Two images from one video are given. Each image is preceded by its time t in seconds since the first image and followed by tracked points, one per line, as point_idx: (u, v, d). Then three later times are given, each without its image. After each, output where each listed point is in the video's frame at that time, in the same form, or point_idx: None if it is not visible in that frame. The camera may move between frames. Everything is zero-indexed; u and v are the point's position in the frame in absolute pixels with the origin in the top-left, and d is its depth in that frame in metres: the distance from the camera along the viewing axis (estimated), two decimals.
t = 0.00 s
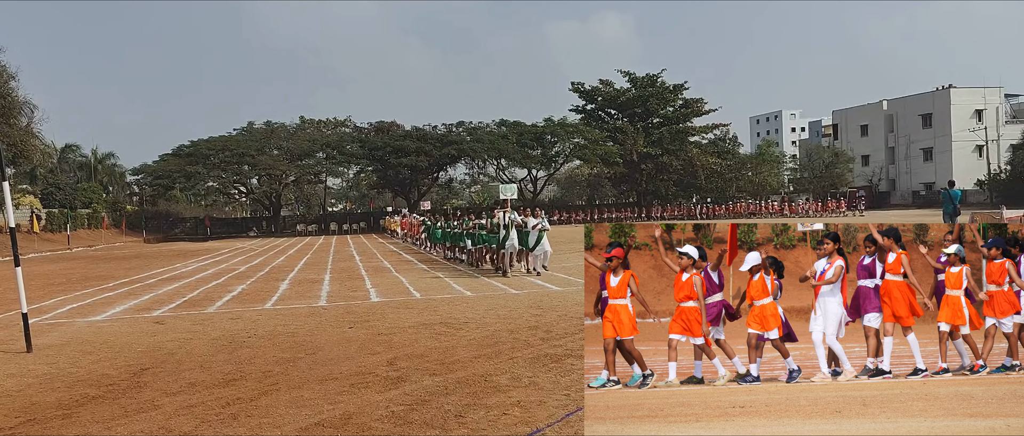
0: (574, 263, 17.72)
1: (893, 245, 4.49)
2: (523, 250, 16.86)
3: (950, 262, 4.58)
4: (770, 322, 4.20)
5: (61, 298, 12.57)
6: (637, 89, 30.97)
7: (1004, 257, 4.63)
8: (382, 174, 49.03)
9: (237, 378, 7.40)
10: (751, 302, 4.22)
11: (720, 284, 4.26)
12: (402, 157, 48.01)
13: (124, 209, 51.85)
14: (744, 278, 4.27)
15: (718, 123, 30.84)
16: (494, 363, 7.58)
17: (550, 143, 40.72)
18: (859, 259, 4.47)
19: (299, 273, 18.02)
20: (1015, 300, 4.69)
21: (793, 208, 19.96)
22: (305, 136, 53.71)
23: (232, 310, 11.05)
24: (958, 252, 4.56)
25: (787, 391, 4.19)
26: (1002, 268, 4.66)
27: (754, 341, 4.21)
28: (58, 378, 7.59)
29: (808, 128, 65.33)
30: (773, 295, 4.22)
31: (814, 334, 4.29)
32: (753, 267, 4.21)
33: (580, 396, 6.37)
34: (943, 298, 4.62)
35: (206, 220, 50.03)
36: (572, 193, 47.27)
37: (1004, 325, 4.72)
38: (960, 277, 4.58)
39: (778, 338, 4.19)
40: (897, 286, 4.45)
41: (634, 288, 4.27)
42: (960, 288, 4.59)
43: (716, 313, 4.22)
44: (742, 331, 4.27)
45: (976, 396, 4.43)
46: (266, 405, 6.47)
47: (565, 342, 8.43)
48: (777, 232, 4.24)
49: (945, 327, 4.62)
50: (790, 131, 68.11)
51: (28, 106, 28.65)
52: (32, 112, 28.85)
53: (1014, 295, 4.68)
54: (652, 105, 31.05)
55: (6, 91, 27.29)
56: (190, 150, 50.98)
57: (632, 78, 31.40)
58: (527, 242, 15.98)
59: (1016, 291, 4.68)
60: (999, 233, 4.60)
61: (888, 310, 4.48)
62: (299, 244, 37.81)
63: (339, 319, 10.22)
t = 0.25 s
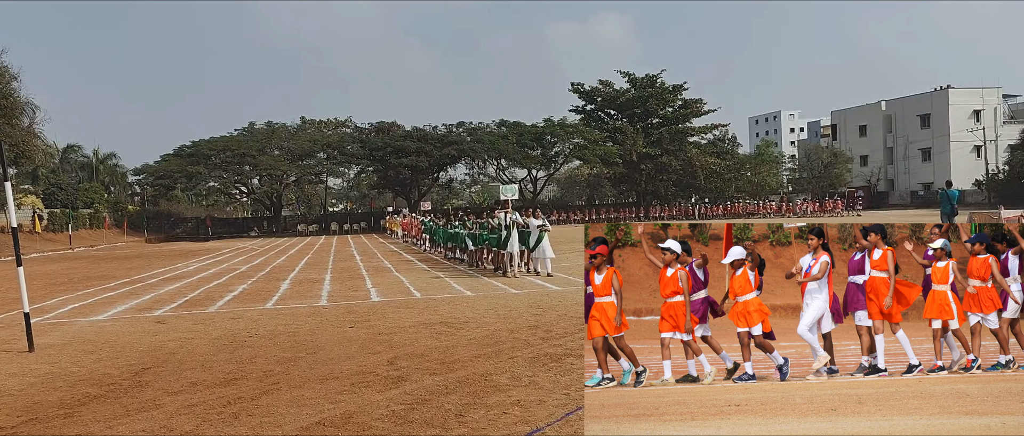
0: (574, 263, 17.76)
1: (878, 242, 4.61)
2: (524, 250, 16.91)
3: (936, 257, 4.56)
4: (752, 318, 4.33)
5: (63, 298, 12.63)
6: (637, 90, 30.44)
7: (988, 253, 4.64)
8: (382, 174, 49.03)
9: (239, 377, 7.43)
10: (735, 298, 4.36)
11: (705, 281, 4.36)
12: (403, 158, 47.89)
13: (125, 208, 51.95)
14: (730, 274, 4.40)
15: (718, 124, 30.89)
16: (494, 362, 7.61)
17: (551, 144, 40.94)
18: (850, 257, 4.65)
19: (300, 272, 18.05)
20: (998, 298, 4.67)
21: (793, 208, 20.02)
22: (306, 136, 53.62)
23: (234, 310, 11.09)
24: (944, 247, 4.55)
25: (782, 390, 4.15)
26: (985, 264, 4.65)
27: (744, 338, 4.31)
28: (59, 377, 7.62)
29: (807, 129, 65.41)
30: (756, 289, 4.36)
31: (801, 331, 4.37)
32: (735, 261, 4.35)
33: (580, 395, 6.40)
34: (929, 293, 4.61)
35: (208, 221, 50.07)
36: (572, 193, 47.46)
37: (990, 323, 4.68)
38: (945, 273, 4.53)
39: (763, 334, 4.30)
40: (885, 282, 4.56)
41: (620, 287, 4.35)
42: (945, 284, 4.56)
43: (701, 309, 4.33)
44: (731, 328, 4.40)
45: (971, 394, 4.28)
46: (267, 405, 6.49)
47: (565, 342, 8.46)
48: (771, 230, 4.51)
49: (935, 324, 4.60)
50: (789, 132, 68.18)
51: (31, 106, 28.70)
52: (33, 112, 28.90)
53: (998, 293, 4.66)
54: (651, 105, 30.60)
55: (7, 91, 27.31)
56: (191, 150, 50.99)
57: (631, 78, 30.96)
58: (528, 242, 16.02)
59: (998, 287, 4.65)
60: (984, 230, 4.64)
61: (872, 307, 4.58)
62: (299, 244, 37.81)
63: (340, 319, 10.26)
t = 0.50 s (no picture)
0: (574, 263, 17.80)
1: (863, 247, 4.59)
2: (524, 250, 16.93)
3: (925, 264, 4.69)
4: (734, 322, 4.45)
5: (64, 297, 12.67)
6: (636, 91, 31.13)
7: (974, 260, 4.77)
8: (383, 174, 49.14)
9: (240, 376, 7.46)
10: (722, 306, 4.49)
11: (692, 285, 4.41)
12: (403, 158, 48.23)
13: (127, 208, 52.14)
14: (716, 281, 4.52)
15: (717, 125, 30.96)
16: (495, 362, 7.65)
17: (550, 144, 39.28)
18: (840, 263, 4.63)
19: (300, 272, 18.08)
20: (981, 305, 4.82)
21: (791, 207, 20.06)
22: (306, 136, 53.72)
23: (234, 309, 11.12)
24: (932, 253, 4.66)
25: (778, 398, 4.22)
26: (969, 272, 4.78)
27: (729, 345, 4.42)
28: (61, 376, 7.66)
29: (806, 129, 65.44)
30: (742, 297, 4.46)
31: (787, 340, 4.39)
32: (722, 266, 4.44)
33: (580, 394, 6.43)
34: (918, 299, 4.75)
35: (209, 221, 50.15)
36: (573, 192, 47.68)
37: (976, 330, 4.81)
38: (933, 278, 4.67)
39: (738, 340, 4.43)
40: (869, 287, 4.60)
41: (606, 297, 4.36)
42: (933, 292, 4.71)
43: (689, 313, 4.42)
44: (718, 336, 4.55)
45: (966, 402, 4.32)
46: (268, 404, 6.52)
47: (565, 341, 8.49)
48: (766, 235, 4.53)
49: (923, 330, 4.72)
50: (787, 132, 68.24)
51: (34, 106, 28.82)
52: (36, 112, 29.02)
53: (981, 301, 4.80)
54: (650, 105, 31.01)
55: (8, 91, 27.36)
56: (193, 150, 51.06)
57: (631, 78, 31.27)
58: (529, 243, 16.05)
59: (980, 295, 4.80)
60: (974, 236, 4.67)
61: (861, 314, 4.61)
62: (299, 244, 37.82)
63: (341, 318, 10.29)
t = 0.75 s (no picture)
0: (574, 263, 17.84)
1: (843, 257, 4.59)
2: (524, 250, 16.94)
3: (907, 276, 4.65)
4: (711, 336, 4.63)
5: (66, 297, 12.70)
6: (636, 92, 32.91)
7: (955, 272, 4.65)
8: (384, 174, 48.97)
9: (241, 376, 7.49)
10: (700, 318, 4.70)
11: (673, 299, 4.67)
12: (403, 158, 48.02)
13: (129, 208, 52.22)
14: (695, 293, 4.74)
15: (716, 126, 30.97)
16: (495, 361, 7.68)
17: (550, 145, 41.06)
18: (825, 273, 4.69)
19: (301, 272, 18.07)
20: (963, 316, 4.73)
21: (790, 207, 20.09)
22: (307, 137, 53.60)
23: (235, 309, 11.14)
24: (915, 266, 4.61)
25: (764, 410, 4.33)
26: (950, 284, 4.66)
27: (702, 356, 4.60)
28: (62, 376, 7.68)
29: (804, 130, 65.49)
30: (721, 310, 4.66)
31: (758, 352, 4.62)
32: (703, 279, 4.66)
33: (579, 393, 6.46)
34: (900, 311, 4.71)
35: (211, 221, 50.12)
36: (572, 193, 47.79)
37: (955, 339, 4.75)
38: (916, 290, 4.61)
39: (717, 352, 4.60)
40: (846, 298, 4.58)
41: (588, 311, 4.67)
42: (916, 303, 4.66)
43: (671, 323, 4.63)
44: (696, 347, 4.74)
45: (953, 411, 4.38)
46: (269, 403, 6.55)
47: (565, 341, 8.51)
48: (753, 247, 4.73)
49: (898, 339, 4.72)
50: (786, 133, 68.27)
51: (36, 107, 28.87)
52: (38, 112, 29.06)
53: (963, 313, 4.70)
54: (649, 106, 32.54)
55: (11, 92, 27.44)
56: (194, 151, 51.00)
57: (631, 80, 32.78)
58: (531, 243, 16.05)
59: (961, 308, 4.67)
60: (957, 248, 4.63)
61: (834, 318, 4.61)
62: (299, 243, 37.69)
63: (342, 318, 10.33)
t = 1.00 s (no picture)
0: (574, 263, 17.90)
1: (766, 267, 4.69)
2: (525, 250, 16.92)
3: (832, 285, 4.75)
4: (635, 341, 4.63)
5: (68, 297, 12.72)
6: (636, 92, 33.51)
7: (880, 278, 4.81)
8: (384, 174, 49.01)
9: (242, 375, 7.52)
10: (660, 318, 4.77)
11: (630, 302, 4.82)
12: (404, 158, 48.11)
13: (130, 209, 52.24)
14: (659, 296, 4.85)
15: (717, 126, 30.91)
16: (494, 360, 7.72)
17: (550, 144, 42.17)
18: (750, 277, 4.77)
19: (302, 272, 18.09)
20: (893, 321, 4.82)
21: (788, 207, 20.14)
22: (308, 138, 53.50)
23: (236, 309, 11.15)
24: (839, 274, 4.74)
25: (694, 414, 4.42)
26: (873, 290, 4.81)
27: (617, 360, 4.67)
28: (64, 375, 7.72)
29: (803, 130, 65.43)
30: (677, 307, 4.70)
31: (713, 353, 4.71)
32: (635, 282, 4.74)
33: (579, 393, 6.51)
34: (826, 318, 4.75)
35: (211, 221, 50.14)
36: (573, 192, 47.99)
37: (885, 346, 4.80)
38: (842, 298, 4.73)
39: (641, 358, 4.61)
40: (767, 307, 4.63)
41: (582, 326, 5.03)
42: (840, 311, 4.74)
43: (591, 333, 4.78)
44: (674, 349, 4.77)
45: (883, 416, 4.44)
46: (270, 402, 6.59)
47: (565, 340, 8.54)
48: (719, 249, 4.80)
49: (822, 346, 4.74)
50: (785, 133, 68.14)
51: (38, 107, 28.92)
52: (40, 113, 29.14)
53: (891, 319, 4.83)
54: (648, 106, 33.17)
55: (13, 93, 27.54)
56: (196, 151, 50.96)
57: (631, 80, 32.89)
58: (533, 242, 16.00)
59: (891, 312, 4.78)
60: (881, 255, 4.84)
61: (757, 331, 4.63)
62: (299, 243, 37.65)
63: (343, 317, 10.36)
